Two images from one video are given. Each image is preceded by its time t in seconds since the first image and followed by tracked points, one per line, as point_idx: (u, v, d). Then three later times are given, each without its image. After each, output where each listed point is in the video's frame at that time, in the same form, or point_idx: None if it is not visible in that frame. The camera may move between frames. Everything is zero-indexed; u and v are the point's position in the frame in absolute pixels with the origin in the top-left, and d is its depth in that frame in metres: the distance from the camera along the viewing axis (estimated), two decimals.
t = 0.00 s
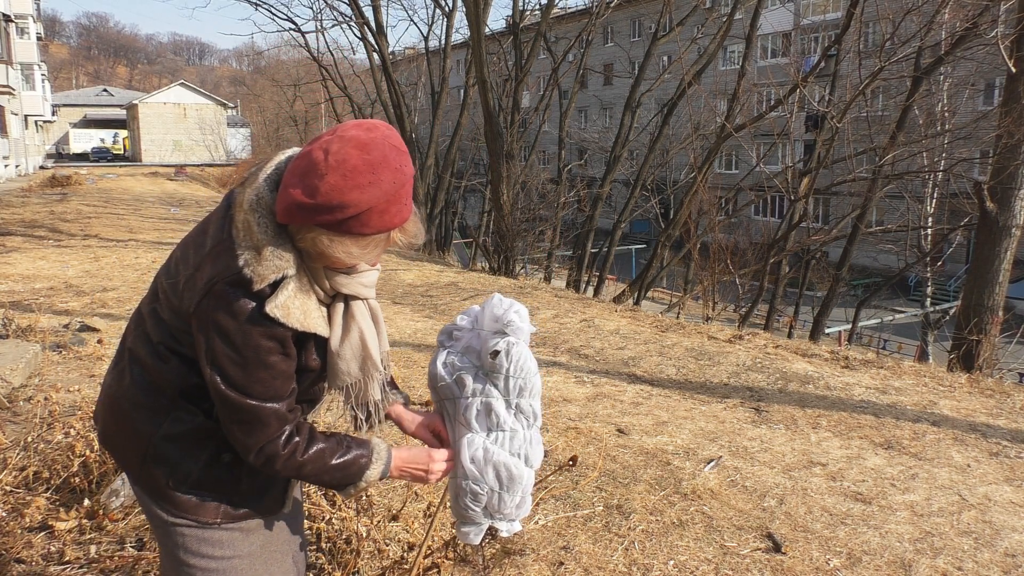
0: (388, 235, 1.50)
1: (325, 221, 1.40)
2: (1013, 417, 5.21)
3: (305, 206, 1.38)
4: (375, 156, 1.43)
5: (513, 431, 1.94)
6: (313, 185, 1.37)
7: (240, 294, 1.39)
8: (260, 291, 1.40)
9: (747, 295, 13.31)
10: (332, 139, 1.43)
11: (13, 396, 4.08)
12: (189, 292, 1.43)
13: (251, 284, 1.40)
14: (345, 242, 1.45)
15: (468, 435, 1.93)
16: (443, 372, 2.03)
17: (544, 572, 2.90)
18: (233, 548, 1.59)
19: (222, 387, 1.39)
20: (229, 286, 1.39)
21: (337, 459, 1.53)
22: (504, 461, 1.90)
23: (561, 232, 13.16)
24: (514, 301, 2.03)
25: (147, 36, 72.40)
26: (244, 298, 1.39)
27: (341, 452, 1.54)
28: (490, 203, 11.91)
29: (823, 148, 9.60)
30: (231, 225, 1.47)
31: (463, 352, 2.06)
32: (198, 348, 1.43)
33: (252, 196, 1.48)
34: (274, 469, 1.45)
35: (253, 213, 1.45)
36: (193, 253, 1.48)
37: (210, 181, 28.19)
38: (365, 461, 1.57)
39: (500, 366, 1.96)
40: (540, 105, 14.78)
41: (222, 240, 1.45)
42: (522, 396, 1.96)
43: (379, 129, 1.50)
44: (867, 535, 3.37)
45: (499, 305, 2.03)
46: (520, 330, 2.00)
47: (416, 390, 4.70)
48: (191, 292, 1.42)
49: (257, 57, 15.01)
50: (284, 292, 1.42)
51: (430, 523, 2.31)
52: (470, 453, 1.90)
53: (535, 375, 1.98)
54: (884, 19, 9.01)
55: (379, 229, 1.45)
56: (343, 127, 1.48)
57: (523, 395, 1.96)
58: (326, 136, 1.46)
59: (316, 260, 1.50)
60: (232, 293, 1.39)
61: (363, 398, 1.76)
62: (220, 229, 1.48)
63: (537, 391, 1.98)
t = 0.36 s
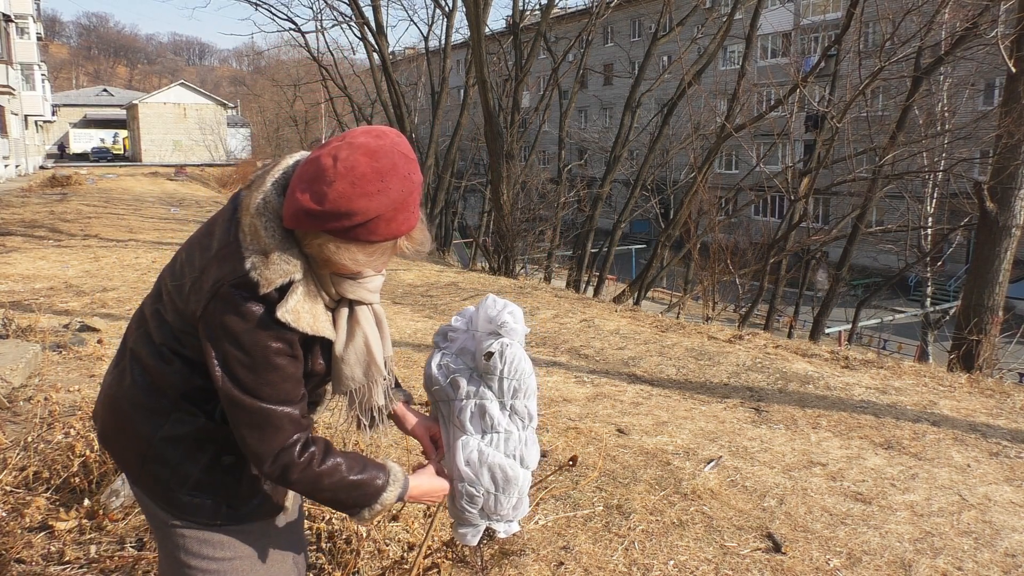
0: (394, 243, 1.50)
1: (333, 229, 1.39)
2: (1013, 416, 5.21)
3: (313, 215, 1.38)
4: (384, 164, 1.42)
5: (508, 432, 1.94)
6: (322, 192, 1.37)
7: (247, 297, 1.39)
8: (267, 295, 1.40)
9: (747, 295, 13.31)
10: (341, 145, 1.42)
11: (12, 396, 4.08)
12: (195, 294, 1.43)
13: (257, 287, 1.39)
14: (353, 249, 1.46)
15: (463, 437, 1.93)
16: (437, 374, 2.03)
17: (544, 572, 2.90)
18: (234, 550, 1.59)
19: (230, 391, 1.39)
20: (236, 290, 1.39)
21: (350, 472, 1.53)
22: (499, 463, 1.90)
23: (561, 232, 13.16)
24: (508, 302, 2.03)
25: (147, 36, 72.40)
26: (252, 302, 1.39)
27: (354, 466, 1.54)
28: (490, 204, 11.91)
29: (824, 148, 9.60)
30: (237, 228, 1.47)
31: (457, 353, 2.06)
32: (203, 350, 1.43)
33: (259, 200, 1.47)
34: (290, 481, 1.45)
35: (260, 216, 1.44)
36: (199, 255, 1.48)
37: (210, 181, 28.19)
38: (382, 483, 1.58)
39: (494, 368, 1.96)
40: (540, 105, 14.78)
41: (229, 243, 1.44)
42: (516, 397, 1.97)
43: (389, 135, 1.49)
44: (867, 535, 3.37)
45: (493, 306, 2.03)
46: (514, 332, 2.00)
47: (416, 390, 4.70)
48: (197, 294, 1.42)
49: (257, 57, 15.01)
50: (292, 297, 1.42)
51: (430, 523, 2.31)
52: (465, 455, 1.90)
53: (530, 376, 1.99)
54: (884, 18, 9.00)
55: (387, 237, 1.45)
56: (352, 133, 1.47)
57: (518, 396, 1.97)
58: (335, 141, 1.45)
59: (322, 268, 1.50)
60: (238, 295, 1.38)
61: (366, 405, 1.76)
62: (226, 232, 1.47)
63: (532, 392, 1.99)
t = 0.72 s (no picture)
0: (392, 243, 1.50)
1: (331, 229, 1.39)
2: (1013, 416, 5.21)
3: (310, 214, 1.38)
4: (382, 165, 1.42)
5: (510, 433, 1.94)
6: (319, 191, 1.37)
7: (245, 297, 1.39)
8: (264, 295, 1.40)
9: (746, 295, 13.32)
10: (339, 145, 1.43)
11: (12, 396, 4.08)
12: (192, 293, 1.43)
13: (255, 287, 1.39)
14: (350, 249, 1.45)
15: (465, 437, 1.93)
16: (439, 374, 2.04)
17: (545, 572, 2.90)
18: (234, 550, 1.59)
19: (224, 391, 1.39)
20: (233, 290, 1.39)
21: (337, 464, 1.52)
22: (501, 463, 1.90)
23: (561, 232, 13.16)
24: (511, 302, 2.02)
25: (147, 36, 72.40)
26: (250, 302, 1.39)
27: (342, 458, 1.53)
28: (490, 204, 11.91)
29: (824, 148, 9.59)
30: (235, 228, 1.47)
31: (460, 353, 2.06)
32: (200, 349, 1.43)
33: (257, 199, 1.47)
34: (281, 480, 1.45)
35: (258, 216, 1.44)
36: (197, 255, 1.48)
37: (210, 181, 28.19)
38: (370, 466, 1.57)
39: (497, 368, 1.96)
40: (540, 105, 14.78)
41: (227, 243, 1.44)
42: (518, 397, 1.96)
43: (387, 136, 1.49)
44: (867, 535, 3.37)
45: (497, 306, 2.03)
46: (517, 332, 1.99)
47: (416, 391, 4.70)
48: (195, 295, 1.42)
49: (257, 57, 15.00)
50: (289, 297, 1.42)
51: (430, 523, 2.31)
52: (466, 456, 1.91)
53: (532, 377, 1.98)
54: (884, 18, 9.00)
55: (386, 238, 1.45)
56: (351, 134, 1.47)
57: (520, 397, 1.96)
58: (333, 142, 1.45)
59: (321, 268, 1.50)
60: (236, 295, 1.38)
61: (365, 406, 1.76)
62: (224, 232, 1.48)
63: (535, 393, 1.98)
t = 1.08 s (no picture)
0: (402, 237, 1.51)
1: (343, 219, 1.40)
2: (1013, 416, 5.21)
3: (324, 205, 1.38)
4: (395, 157, 1.43)
5: (521, 438, 1.94)
6: (333, 182, 1.38)
7: (252, 290, 1.39)
8: (274, 286, 1.40)
9: (746, 295, 13.32)
10: (352, 137, 1.43)
11: (12, 396, 4.08)
12: (198, 286, 1.43)
13: (264, 277, 1.40)
14: (361, 242, 1.45)
15: (475, 441, 1.92)
16: (450, 376, 2.02)
17: (545, 572, 2.91)
18: (234, 550, 1.60)
19: (229, 383, 1.39)
20: (241, 283, 1.39)
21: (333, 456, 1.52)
22: (511, 469, 1.91)
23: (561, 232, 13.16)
24: (526, 307, 2.03)
25: (147, 37, 72.39)
26: (259, 294, 1.39)
27: (338, 451, 1.53)
28: (490, 204, 11.91)
29: (823, 148, 9.59)
30: (244, 222, 1.48)
31: (472, 356, 2.05)
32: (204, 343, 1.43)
33: (266, 193, 1.48)
34: (276, 474, 1.44)
35: (268, 210, 1.45)
36: (202, 248, 1.48)
37: (210, 181, 28.18)
38: (370, 455, 1.57)
39: (510, 371, 1.95)
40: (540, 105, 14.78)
41: (235, 236, 1.45)
42: (530, 403, 1.96)
43: (399, 129, 1.50)
44: (867, 535, 3.37)
45: (511, 309, 2.03)
46: (530, 336, 2.00)
47: (416, 391, 4.70)
48: (200, 289, 1.43)
49: (257, 57, 15.00)
50: (299, 289, 1.42)
51: (430, 523, 2.30)
52: (477, 459, 1.90)
53: (544, 381, 1.99)
54: (884, 18, 8.99)
55: (397, 230, 1.46)
56: (363, 126, 1.48)
57: (532, 402, 1.96)
58: (345, 134, 1.46)
59: (330, 262, 1.50)
60: (244, 286, 1.38)
61: (372, 401, 1.76)
62: (231, 226, 1.48)
63: (546, 398, 1.99)
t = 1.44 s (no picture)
0: (362, 241, 1.46)
1: (297, 230, 1.37)
2: (1013, 416, 5.21)
3: (273, 215, 1.36)
4: (345, 163, 1.37)
5: (516, 431, 1.93)
6: (280, 192, 1.35)
7: (221, 301, 1.39)
8: (241, 297, 1.40)
9: (746, 295, 13.32)
10: (303, 144, 1.39)
11: (12, 396, 4.08)
12: (174, 296, 1.44)
13: (230, 291, 1.39)
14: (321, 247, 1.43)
15: (470, 434, 1.93)
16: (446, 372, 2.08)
17: (545, 572, 2.91)
18: (233, 550, 1.59)
19: (213, 391, 1.41)
20: (211, 294, 1.39)
21: (332, 446, 1.55)
22: (506, 461, 1.90)
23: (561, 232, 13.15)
24: (518, 303, 2.06)
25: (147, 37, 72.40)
26: (226, 305, 1.39)
27: (336, 440, 1.57)
28: (491, 204, 11.91)
29: (823, 148, 9.59)
30: (213, 230, 1.47)
31: (467, 353, 2.11)
32: (184, 353, 1.44)
33: (230, 200, 1.46)
34: (275, 468, 1.49)
35: (232, 218, 1.43)
36: (178, 257, 1.49)
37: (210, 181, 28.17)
38: (367, 440, 1.61)
39: (502, 366, 1.98)
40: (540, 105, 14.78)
41: (204, 246, 1.45)
42: (524, 396, 1.97)
43: (353, 131, 1.43)
44: (867, 535, 3.37)
45: (505, 306, 2.06)
46: (522, 330, 2.02)
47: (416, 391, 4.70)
48: (175, 298, 1.43)
49: (257, 57, 14.99)
50: (265, 299, 1.42)
51: (430, 523, 2.30)
52: (472, 453, 1.91)
53: (538, 375, 1.99)
54: (884, 18, 8.99)
55: (354, 237, 1.41)
56: (315, 131, 1.43)
57: (525, 396, 1.96)
58: (297, 141, 1.41)
59: (299, 268, 1.49)
60: (212, 299, 1.39)
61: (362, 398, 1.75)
62: (203, 234, 1.48)
63: (541, 391, 1.99)
